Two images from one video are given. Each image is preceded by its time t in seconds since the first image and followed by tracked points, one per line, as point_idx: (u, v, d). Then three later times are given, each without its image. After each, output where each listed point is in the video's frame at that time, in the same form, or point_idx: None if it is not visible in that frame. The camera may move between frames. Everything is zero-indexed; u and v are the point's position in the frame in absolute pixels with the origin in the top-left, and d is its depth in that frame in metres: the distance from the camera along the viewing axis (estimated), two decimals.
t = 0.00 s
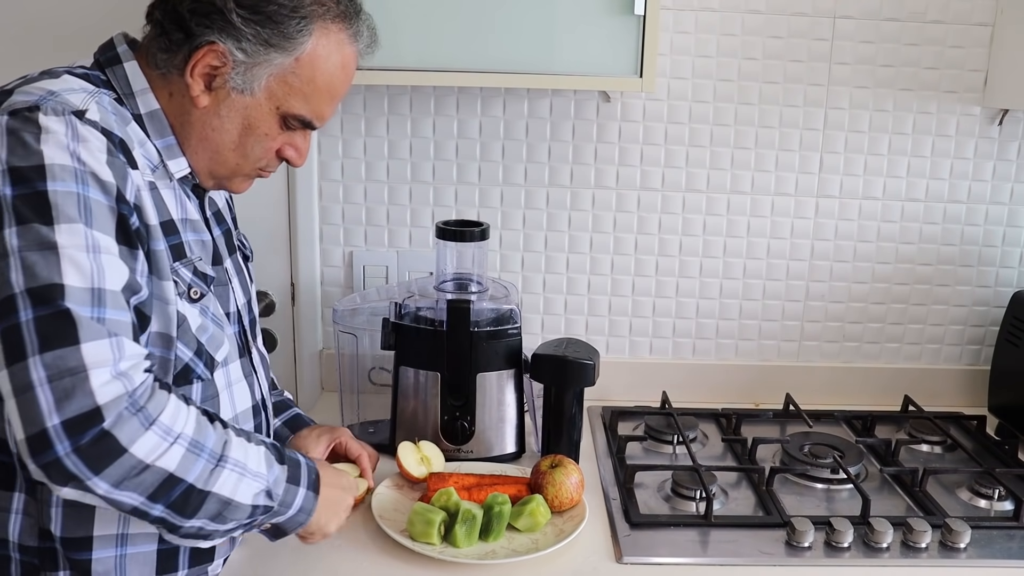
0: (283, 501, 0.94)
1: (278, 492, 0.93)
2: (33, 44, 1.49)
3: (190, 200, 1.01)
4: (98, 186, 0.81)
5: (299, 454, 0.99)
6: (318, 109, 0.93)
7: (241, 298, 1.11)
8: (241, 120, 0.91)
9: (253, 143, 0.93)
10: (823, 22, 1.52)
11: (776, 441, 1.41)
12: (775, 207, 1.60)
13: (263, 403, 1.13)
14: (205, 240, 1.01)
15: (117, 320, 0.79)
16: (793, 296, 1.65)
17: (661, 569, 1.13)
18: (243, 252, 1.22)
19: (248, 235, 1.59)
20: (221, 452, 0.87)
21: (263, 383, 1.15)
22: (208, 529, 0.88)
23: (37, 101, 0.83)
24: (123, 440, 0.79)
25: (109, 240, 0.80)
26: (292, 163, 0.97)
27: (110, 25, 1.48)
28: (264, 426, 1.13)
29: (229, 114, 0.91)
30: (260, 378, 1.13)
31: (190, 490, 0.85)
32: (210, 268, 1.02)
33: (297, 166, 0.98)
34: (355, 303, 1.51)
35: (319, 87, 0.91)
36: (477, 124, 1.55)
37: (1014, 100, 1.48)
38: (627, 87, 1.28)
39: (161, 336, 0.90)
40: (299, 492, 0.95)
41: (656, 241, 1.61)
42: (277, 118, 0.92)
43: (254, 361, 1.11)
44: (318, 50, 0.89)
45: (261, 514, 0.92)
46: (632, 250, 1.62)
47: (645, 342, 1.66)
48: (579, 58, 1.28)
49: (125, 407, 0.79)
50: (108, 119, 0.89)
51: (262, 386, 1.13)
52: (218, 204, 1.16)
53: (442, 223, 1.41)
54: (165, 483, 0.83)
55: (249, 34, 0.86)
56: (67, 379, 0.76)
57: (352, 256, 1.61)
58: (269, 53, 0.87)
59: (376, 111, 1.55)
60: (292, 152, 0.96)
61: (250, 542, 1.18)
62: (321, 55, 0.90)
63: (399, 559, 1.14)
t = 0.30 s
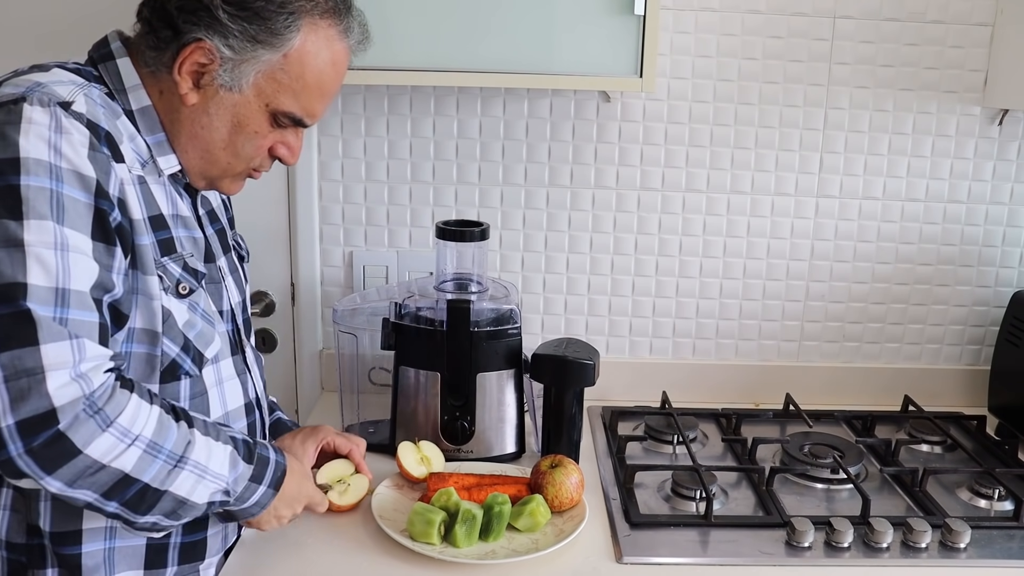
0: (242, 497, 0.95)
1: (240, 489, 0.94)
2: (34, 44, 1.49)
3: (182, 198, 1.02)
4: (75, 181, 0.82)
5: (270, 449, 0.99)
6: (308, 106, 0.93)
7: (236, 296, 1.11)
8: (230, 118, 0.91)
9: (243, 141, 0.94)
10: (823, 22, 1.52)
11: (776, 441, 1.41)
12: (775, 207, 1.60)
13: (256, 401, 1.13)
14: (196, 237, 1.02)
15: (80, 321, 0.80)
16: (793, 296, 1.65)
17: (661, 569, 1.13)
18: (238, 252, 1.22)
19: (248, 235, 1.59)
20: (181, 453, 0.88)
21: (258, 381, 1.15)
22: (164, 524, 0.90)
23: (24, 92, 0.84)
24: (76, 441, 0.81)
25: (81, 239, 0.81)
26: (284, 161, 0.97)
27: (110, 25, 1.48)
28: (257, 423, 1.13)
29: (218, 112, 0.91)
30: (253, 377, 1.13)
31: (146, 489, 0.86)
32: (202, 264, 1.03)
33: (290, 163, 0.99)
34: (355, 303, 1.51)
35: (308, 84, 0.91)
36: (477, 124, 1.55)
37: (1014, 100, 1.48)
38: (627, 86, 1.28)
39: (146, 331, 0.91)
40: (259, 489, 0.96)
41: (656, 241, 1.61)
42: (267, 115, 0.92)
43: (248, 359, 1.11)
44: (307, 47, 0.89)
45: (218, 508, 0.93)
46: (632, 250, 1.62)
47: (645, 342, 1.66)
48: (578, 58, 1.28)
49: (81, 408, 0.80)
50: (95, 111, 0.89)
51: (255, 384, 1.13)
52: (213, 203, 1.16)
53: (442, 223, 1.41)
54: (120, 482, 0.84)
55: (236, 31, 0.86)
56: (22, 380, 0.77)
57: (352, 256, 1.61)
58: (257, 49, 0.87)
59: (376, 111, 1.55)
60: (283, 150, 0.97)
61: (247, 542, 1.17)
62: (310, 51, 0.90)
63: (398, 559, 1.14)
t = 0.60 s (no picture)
0: (236, 517, 0.95)
1: (234, 507, 0.94)
2: (33, 44, 1.49)
3: (172, 197, 1.01)
4: (61, 186, 0.82)
5: (273, 471, 0.99)
6: (295, 101, 0.93)
7: (228, 296, 1.12)
8: (217, 113, 0.91)
9: (231, 137, 0.94)
10: (823, 22, 1.52)
11: (776, 441, 1.41)
12: (775, 207, 1.60)
13: (251, 400, 1.13)
14: (187, 237, 1.01)
15: (68, 327, 0.80)
16: (793, 296, 1.65)
17: (661, 569, 1.13)
18: (230, 250, 1.22)
19: (248, 234, 1.59)
20: (173, 471, 0.88)
21: (252, 381, 1.15)
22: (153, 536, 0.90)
23: (9, 95, 0.84)
24: (62, 454, 0.81)
25: (68, 244, 0.81)
26: (273, 158, 0.97)
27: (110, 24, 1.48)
28: (253, 423, 1.13)
29: (204, 107, 0.91)
30: (247, 376, 1.13)
31: (133, 503, 0.86)
32: (193, 265, 1.03)
33: (279, 160, 0.98)
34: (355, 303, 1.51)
35: (295, 79, 0.91)
36: (477, 124, 1.55)
37: (1014, 100, 1.48)
38: (627, 87, 1.28)
39: (136, 333, 0.91)
40: (259, 510, 0.97)
41: (656, 241, 1.61)
42: (254, 110, 0.92)
43: (242, 359, 1.11)
44: (293, 41, 0.89)
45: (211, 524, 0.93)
46: (632, 250, 1.62)
47: (645, 342, 1.66)
48: (578, 58, 1.28)
49: (68, 421, 0.80)
50: (82, 114, 0.89)
51: (250, 384, 1.13)
52: (204, 201, 1.16)
53: (442, 223, 1.41)
54: (107, 494, 0.84)
55: (221, 26, 0.86)
56: (9, 391, 0.78)
57: (352, 256, 1.61)
58: (242, 44, 0.87)
59: (376, 111, 1.55)
60: (273, 147, 0.96)
61: (247, 544, 1.17)
62: (297, 45, 0.90)
63: (398, 559, 1.14)
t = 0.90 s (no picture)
0: (242, 492, 0.95)
1: (235, 485, 0.94)
2: (33, 44, 1.50)
3: (166, 198, 1.01)
4: (45, 203, 0.81)
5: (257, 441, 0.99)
6: (288, 98, 0.93)
7: (222, 294, 1.11)
8: (210, 113, 0.92)
9: (224, 135, 0.94)
10: (823, 22, 1.52)
11: (776, 441, 1.41)
12: (775, 207, 1.60)
13: (250, 397, 1.13)
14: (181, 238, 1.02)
15: (48, 345, 0.80)
16: (793, 296, 1.65)
17: (661, 569, 1.13)
18: (223, 248, 1.22)
19: (248, 235, 1.59)
20: (158, 465, 0.88)
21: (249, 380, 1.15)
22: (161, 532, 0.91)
23: None
24: (41, 467, 0.81)
25: (49, 260, 0.81)
26: (267, 154, 0.97)
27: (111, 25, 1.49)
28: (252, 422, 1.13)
29: (197, 107, 0.91)
30: (245, 373, 1.13)
31: (126, 505, 0.87)
32: (188, 266, 1.03)
33: (273, 156, 0.99)
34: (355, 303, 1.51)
35: (288, 76, 0.91)
36: (477, 124, 1.55)
37: (1014, 100, 1.48)
38: (627, 87, 1.28)
39: (130, 341, 0.93)
40: (259, 481, 0.96)
41: (656, 241, 1.61)
42: (247, 108, 0.92)
43: (239, 358, 1.11)
44: (285, 39, 0.89)
45: (219, 508, 0.94)
46: (632, 250, 1.62)
47: (645, 342, 1.66)
48: (578, 58, 1.28)
49: (44, 435, 0.81)
50: (70, 122, 0.89)
51: (247, 382, 1.13)
52: (196, 201, 1.16)
53: (442, 223, 1.41)
54: (95, 501, 0.85)
55: (212, 25, 0.86)
56: None
57: (352, 256, 1.61)
58: (234, 43, 0.87)
59: (376, 111, 1.55)
60: (266, 143, 0.97)
61: (249, 542, 1.17)
62: (289, 43, 0.90)
63: (399, 559, 1.14)
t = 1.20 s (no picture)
0: (238, 466, 0.95)
1: (230, 460, 0.94)
2: (33, 44, 1.49)
3: (160, 198, 1.01)
4: (38, 211, 0.82)
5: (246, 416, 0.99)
6: (285, 101, 0.93)
7: (218, 294, 1.11)
8: (206, 116, 0.91)
9: (220, 139, 0.94)
10: (824, 22, 1.52)
11: (776, 441, 1.41)
12: (775, 207, 1.60)
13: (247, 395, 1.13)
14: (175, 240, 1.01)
15: (40, 352, 0.80)
16: (793, 296, 1.65)
17: (662, 569, 1.13)
18: (218, 246, 1.22)
19: (248, 234, 1.59)
20: (152, 452, 0.88)
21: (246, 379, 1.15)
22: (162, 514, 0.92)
23: None
24: (39, 467, 0.82)
25: (43, 267, 0.81)
26: (263, 156, 0.97)
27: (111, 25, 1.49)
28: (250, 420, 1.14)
29: (193, 110, 0.91)
30: (241, 371, 1.13)
31: (125, 494, 0.87)
32: (184, 267, 1.02)
33: (270, 158, 0.98)
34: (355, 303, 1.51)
35: (284, 80, 0.91)
36: (477, 124, 1.55)
37: (1014, 100, 1.48)
38: (627, 87, 1.28)
39: (124, 343, 0.93)
40: (253, 454, 0.96)
41: (656, 241, 1.61)
42: (243, 112, 0.92)
43: (236, 357, 1.11)
44: (281, 42, 0.89)
45: (218, 483, 0.94)
46: (632, 250, 1.62)
47: (645, 342, 1.66)
48: (578, 58, 1.28)
49: (42, 437, 0.81)
50: (62, 127, 0.89)
51: (244, 380, 1.13)
52: (191, 200, 1.15)
53: (442, 223, 1.41)
54: (95, 493, 0.86)
55: (208, 29, 0.86)
56: None
57: (352, 256, 1.61)
58: (231, 47, 0.87)
59: (376, 111, 1.55)
60: (262, 145, 0.97)
61: (247, 540, 1.17)
62: (285, 46, 0.89)
63: (398, 559, 1.14)
